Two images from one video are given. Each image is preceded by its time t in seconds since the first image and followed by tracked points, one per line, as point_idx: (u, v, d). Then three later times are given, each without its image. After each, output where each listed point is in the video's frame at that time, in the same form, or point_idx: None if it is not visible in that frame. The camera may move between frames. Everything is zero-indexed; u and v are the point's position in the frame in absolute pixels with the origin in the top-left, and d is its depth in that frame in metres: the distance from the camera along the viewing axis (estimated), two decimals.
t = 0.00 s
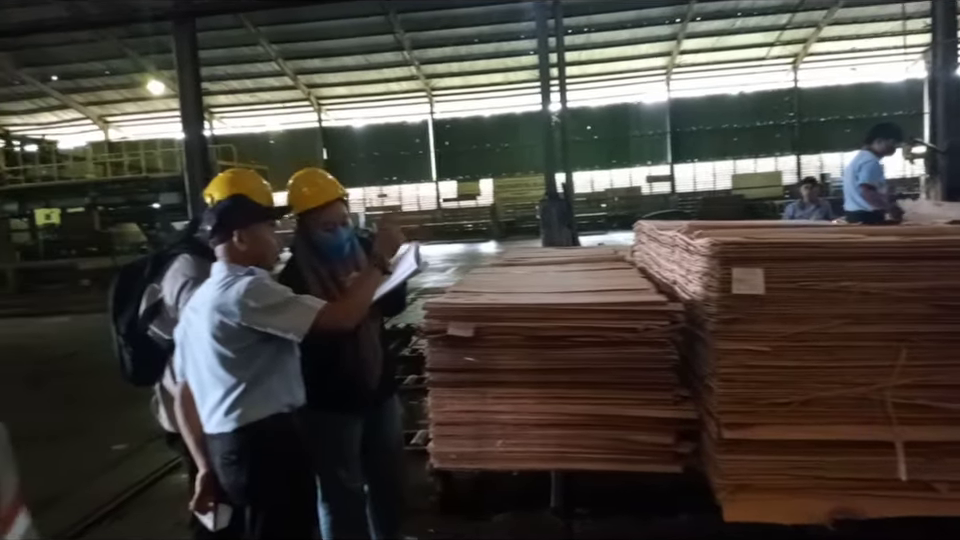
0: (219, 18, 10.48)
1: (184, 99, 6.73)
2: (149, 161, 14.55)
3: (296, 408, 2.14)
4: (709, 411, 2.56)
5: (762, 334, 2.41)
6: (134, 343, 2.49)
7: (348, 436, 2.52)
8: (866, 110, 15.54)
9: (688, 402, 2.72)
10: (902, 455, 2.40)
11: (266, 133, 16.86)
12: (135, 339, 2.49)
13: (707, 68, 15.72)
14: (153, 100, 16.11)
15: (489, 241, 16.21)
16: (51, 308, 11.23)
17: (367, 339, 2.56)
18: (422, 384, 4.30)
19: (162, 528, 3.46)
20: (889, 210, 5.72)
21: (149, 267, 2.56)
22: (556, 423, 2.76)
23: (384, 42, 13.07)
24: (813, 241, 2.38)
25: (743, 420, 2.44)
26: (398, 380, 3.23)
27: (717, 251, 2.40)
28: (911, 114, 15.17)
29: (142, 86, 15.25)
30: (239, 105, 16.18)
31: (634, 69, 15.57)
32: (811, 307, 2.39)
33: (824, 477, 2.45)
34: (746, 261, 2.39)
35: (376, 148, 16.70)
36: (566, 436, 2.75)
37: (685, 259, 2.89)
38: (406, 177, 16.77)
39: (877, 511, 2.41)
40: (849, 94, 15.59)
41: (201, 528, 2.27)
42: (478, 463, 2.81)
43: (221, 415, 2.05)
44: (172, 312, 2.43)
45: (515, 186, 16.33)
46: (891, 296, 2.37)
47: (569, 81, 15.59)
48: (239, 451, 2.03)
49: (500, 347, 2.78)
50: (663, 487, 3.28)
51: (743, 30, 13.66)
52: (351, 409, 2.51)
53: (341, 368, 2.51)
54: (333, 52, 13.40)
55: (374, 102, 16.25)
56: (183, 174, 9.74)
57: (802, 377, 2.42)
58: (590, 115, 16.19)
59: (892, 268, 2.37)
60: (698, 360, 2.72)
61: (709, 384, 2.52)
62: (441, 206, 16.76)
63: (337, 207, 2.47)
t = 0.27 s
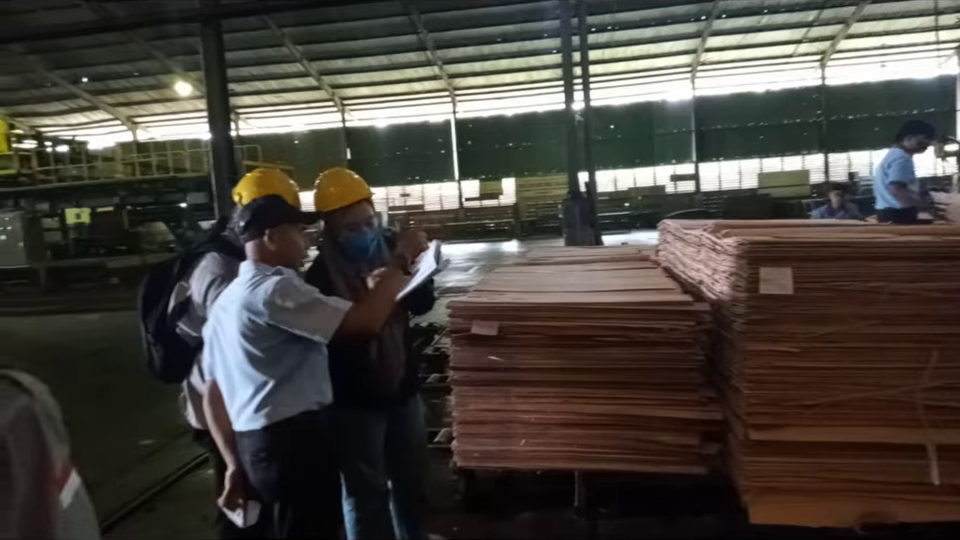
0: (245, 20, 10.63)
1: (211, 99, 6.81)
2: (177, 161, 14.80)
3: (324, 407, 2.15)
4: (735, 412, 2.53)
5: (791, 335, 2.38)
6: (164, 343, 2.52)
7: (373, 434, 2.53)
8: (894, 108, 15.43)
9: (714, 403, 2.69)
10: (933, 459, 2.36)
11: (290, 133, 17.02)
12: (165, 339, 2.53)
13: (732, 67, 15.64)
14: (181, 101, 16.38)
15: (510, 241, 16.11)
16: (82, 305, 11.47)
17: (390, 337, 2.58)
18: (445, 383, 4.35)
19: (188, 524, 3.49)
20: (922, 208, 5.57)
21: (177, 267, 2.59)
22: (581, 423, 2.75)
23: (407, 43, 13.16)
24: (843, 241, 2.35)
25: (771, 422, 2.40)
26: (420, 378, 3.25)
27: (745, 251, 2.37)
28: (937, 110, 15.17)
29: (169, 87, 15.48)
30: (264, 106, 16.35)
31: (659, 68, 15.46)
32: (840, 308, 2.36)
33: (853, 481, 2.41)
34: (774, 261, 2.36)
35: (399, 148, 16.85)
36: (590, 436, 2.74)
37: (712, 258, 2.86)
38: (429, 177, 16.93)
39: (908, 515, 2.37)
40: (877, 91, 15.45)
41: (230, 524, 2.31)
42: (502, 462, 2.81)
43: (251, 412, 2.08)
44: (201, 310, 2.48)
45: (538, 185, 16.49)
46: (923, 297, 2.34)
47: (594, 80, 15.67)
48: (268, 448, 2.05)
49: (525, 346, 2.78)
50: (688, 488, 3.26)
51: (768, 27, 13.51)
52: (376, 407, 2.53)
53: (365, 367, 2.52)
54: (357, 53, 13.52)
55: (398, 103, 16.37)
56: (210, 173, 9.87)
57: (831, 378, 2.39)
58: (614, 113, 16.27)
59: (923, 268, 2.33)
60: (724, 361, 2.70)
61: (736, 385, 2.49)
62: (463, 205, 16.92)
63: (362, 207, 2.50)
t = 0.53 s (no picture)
0: (269, 16, 10.71)
1: (235, 96, 6.86)
2: (201, 156, 14.97)
3: (347, 403, 2.15)
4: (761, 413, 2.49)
5: (819, 335, 2.33)
6: (188, 336, 2.54)
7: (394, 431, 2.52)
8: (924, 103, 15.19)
9: (739, 403, 2.65)
10: None
11: (313, 129, 17.11)
12: (189, 332, 2.54)
13: (757, 63, 15.43)
14: (204, 97, 16.53)
15: (531, 237, 16.15)
16: (109, 298, 11.65)
17: (412, 334, 2.57)
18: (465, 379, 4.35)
19: (213, 513, 3.55)
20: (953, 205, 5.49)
21: (200, 261, 2.59)
22: (603, 422, 2.72)
23: (429, 38, 13.19)
24: (874, 239, 2.30)
25: (797, 423, 2.35)
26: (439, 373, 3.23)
27: (772, 248, 2.33)
28: None
29: (193, 83, 15.62)
30: (287, 102, 16.44)
31: (683, 63, 15.30)
32: (870, 307, 2.31)
33: (882, 483, 2.36)
34: (803, 259, 2.32)
35: (420, 143, 16.85)
36: (613, 434, 2.72)
37: (738, 256, 2.81)
38: (450, 172, 16.94)
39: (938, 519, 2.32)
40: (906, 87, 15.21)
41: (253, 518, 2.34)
42: (523, 459, 2.80)
43: (274, 407, 2.08)
44: (224, 305, 2.48)
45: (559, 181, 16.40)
46: (956, 297, 2.28)
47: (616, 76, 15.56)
48: (292, 443, 2.06)
49: (546, 343, 2.76)
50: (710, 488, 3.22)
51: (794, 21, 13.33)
52: (398, 404, 2.52)
53: (386, 365, 2.52)
54: (378, 49, 13.57)
55: (420, 99, 16.37)
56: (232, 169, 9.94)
57: (860, 379, 2.34)
58: (636, 109, 16.18)
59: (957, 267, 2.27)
60: (749, 360, 2.65)
61: (762, 385, 2.45)
62: (483, 201, 16.95)
63: (385, 203, 2.47)
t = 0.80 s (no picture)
0: (294, 14, 10.80)
1: (262, 94, 6.93)
2: (228, 153, 15.15)
3: (375, 400, 2.17)
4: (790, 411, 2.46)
5: (850, 332, 2.30)
6: (217, 331, 2.58)
7: (421, 425, 2.54)
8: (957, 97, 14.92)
9: (768, 401, 2.63)
10: None
11: (337, 126, 17.21)
12: (218, 327, 2.58)
13: (785, 57, 15.21)
14: (230, 95, 16.71)
15: (554, 234, 16.17)
16: (138, 293, 11.86)
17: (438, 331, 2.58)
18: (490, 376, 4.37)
19: (240, 505, 3.61)
20: None
21: (230, 258, 2.62)
22: (629, 419, 2.71)
23: (452, 35, 13.23)
24: (908, 236, 2.26)
25: (827, 422, 2.33)
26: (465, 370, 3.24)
27: (802, 245, 2.30)
28: None
29: (220, 81, 15.79)
30: (311, 100, 16.53)
31: (709, 57, 15.11)
32: (903, 304, 2.28)
33: (914, 484, 2.33)
34: (834, 256, 2.29)
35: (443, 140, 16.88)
36: (638, 432, 2.71)
37: (768, 253, 2.79)
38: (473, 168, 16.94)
39: None
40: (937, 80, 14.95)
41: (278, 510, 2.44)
42: (549, 455, 2.80)
43: (304, 401, 2.11)
44: (252, 301, 2.50)
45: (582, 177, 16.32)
46: None
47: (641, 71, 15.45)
48: (322, 438, 2.08)
49: (572, 339, 2.75)
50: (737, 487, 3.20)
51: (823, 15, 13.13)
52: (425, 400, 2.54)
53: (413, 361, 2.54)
54: (401, 46, 13.62)
55: (442, 95, 16.39)
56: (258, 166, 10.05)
57: (891, 377, 2.30)
58: (661, 104, 16.10)
59: None
60: (778, 358, 2.62)
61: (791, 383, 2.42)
62: (506, 198, 16.94)
63: (411, 200, 2.49)
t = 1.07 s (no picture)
0: (324, 7, 10.87)
1: (291, 87, 6.98)
2: (258, 146, 15.33)
3: (407, 391, 2.20)
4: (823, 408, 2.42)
5: (886, 329, 2.25)
6: (248, 321, 2.61)
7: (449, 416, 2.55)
8: None
9: (800, 399, 2.59)
10: None
11: (365, 119, 17.31)
12: (249, 317, 2.61)
13: (819, 48, 14.93)
14: (261, 88, 16.89)
15: (581, 227, 16.07)
16: (171, 283, 12.10)
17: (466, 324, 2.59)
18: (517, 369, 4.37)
19: (270, 493, 3.66)
20: None
21: (262, 248, 2.64)
22: (658, 414, 2.69)
23: (480, 27, 13.22)
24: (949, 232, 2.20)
25: (860, 420, 2.28)
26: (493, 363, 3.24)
27: (839, 239, 2.25)
28: None
29: (251, 75, 15.94)
30: (340, 93, 16.63)
31: (740, 48, 14.89)
32: (943, 301, 2.22)
33: (949, 485, 2.28)
34: (873, 251, 2.24)
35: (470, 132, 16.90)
36: (667, 427, 2.69)
37: (802, 247, 2.73)
38: (500, 162, 16.98)
39: None
40: None
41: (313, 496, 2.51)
42: (576, 449, 2.79)
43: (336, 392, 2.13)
44: (283, 292, 2.53)
45: (610, 171, 16.25)
46: None
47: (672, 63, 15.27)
48: (354, 427, 2.10)
49: (600, 333, 2.74)
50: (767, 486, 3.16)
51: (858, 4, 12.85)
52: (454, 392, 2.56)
53: (440, 354, 2.56)
54: (429, 39, 13.64)
55: (470, 88, 16.38)
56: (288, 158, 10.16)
57: (929, 375, 2.25)
58: (691, 97, 15.93)
59: None
60: (811, 353, 2.58)
61: (824, 380, 2.38)
62: (533, 191, 16.90)
63: (440, 192, 2.50)
